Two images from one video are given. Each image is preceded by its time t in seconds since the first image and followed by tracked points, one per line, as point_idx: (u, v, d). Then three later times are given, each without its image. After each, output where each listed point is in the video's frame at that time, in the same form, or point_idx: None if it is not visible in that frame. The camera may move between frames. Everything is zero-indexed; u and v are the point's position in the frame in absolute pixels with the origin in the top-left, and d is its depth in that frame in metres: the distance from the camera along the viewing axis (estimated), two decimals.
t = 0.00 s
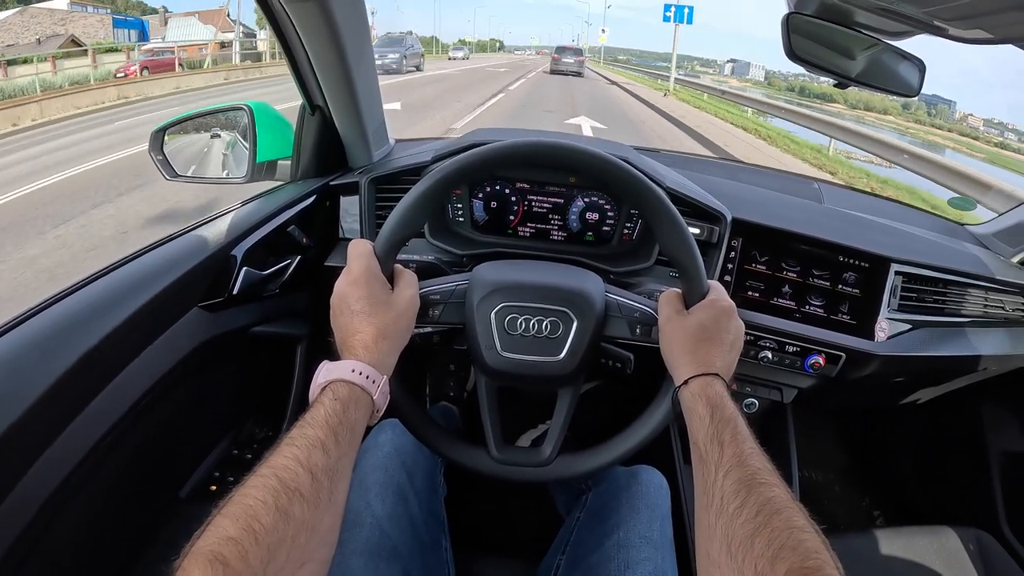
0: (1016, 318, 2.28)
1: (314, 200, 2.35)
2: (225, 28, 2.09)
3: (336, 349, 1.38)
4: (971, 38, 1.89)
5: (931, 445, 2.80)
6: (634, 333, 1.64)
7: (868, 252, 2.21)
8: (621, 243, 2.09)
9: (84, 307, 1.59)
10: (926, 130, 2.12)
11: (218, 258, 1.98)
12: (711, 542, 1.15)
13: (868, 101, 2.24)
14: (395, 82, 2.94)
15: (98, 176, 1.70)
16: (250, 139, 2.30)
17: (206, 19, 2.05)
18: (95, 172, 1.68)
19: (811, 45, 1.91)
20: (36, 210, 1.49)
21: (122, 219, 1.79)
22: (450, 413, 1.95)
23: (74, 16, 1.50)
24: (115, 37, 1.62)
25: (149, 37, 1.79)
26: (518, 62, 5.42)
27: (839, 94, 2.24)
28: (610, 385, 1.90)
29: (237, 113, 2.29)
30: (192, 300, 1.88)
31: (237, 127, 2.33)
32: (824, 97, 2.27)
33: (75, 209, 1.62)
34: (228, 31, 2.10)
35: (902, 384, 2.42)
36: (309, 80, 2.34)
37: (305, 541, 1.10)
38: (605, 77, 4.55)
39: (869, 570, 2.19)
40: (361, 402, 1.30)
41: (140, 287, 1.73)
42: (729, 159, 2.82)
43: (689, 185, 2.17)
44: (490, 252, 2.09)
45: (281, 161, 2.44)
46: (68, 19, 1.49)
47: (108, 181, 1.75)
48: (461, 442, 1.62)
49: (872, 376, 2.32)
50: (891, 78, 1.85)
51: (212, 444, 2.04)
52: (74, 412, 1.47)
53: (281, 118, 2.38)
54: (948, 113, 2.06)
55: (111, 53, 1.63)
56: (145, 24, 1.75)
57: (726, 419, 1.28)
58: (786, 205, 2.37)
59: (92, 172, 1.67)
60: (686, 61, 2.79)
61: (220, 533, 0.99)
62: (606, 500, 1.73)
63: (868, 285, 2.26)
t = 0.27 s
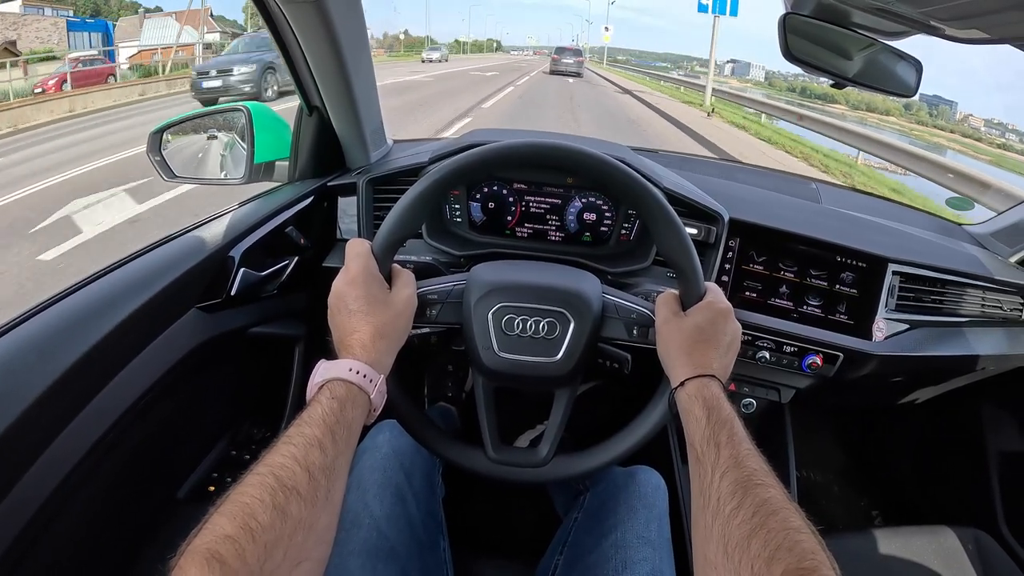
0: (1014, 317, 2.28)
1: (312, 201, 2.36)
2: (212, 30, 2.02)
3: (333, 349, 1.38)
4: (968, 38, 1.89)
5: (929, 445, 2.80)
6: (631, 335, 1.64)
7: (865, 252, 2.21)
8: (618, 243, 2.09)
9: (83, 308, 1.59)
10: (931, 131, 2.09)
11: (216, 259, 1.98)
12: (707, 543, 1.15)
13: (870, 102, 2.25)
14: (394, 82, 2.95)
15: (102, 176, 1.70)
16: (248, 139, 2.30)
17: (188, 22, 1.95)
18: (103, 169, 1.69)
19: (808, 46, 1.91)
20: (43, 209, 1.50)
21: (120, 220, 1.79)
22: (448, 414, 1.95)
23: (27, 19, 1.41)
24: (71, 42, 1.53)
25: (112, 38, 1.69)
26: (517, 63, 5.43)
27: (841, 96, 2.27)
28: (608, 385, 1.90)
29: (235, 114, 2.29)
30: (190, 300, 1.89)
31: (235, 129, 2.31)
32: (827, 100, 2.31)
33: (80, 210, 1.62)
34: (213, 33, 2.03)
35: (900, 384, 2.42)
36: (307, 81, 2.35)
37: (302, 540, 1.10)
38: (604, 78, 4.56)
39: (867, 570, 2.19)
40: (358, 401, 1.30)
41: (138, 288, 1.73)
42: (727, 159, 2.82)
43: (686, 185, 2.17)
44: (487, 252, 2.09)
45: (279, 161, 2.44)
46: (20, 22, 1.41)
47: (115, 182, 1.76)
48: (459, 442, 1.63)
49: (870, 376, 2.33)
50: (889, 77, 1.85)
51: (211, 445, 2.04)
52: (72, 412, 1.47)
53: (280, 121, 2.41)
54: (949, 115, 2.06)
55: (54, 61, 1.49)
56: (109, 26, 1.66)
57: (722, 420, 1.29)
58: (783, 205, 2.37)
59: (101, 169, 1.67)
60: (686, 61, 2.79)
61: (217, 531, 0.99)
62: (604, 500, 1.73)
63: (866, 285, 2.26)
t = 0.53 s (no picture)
0: (1012, 317, 2.29)
1: (310, 201, 2.36)
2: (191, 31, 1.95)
3: (332, 346, 1.38)
4: (964, 39, 1.89)
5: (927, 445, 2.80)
6: (629, 337, 1.64)
7: (862, 252, 2.21)
8: (616, 244, 2.09)
9: (82, 309, 1.60)
10: (935, 132, 2.11)
11: (215, 260, 1.98)
12: (705, 547, 1.15)
13: (872, 103, 2.28)
14: (393, 83, 2.95)
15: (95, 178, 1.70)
16: (246, 140, 2.30)
17: (167, 22, 1.87)
18: (93, 173, 1.68)
19: (805, 47, 1.91)
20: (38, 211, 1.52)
21: (119, 220, 1.79)
22: (446, 414, 1.96)
23: None
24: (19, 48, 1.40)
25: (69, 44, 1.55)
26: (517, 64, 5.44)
27: (842, 96, 2.32)
28: (606, 386, 1.91)
29: (233, 115, 2.29)
30: (189, 301, 1.89)
31: (234, 129, 2.33)
32: (827, 100, 2.35)
33: (76, 212, 1.63)
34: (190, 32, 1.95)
35: (898, 384, 2.42)
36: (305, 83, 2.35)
37: (301, 538, 1.10)
38: (604, 78, 4.57)
39: (865, 569, 2.20)
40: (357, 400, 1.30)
41: (136, 289, 1.74)
42: (726, 159, 2.83)
43: (684, 186, 2.18)
44: (485, 253, 2.09)
45: (278, 162, 2.44)
46: None
47: (107, 183, 1.76)
48: (457, 443, 1.63)
49: (868, 376, 2.33)
50: (885, 77, 1.86)
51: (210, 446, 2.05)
52: (71, 413, 1.48)
53: (278, 121, 2.39)
54: (950, 116, 2.08)
55: None
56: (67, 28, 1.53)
57: (720, 423, 1.29)
58: (781, 205, 2.38)
59: (89, 173, 1.67)
60: (684, 62, 2.79)
61: (217, 528, 0.99)
62: (602, 500, 1.73)
63: (863, 285, 2.26)
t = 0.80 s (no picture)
0: (1012, 313, 2.28)
1: (307, 199, 2.35)
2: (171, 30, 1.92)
3: (329, 342, 1.37)
4: (965, 33, 1.88)
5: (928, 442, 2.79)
6: (628, 334, 1.64)
7: (862, 248, 2.20)
8: (614, 241, 2.08)
9: (77, 307, 1.59)
10: (939, 134, 2.07)
11: (211, 257, 1.97)
12: (703, 548, 1.14)
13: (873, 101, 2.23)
14: (391, 80, 2.94)
15: (91, 177, 1.69)
16: (243, 138, 2.29)
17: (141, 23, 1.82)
18: (88, 173, 1.66)
19: (805, 41, 1.91)
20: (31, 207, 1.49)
21: (115, 218, 1.78)
22: (445, 412, 1.95)
23: None
24: None
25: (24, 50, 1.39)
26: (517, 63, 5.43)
27: (846, 95, 2.26)
28: (604, 383, 1.90)
29: (230, 112, 2.28)
30: (185, 299, 1.88)
31: (231, 127, 2.33)
32: (829, 99, 2.28)
33: (75, 210, 1.62)
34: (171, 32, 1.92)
35: (898, 380, 2.41)
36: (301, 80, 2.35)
37: (296, 536, 1.09)
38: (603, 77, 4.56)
39: (866, 567, 2.18)
40: (353, 396, 1.29)
41: (131, 288, 1.72)
42: (725, 156, 2.82)
43: (682, 182, 2.17)
44: (483, 250, 2.08)
45: (275, 160, 2.43)
46: None
47: (104, 181, 1.75)
48: (455, 440, 1.62)
49: (868, 373, 2.32)
50: (884, 72, 1.84)
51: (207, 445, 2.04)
52: (66, 412, 1.47)
53: (275, 117, 2.38)
54: (950, 115, 2.05)
55: None
56: (22, 32, 1.37)
57: (718, 423, 1.28)
58: (780, 201, 2.36)
59: (87, 172, 1.65)
60: (682, 61, 2.78)
61: (210, 526, 0.98)
62: (601, 498, 1.72)
63: (863, 281, 2.25)
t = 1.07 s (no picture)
0: (1011, 314, 2.29)
1: (308, 202, 2.36)
2: (148, 32, 1.82)
3: (331, 345, 1.38)
4: (961, 35, 1.89)
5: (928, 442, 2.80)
6: (627, 337, 1.65)
7: (861, 250, 2.21)
8: (614, 243, 2.09)
9: (79, 312, 1.59)
10: (943, 135, 2.06)
11: (212, 262, 1.98)
12: (703, 548, 1.15)
13: (875, 102, 2.22)
14: (391, 83, 2.95)
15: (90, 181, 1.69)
16: (243, 142, 2.30)
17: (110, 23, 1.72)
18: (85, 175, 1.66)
19: (801, 43, 1.91)
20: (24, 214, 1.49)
21: (116, 223, 1.79)
22: (445, 415, 1.98)
23: None
24: None
25: None
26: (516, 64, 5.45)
27: (847, 95, 2.25)
28: (604, 385, 1.90)
29: (230, 117, 2.28)
30: (186, 303, 1.89)
31: (231, 131, 2.33)
32: (830, 100, 2.28)
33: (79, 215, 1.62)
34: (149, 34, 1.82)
35: (897, 381, 2.42)
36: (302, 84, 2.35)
37: (299, 538, 1.10)
38: (603, 78, 4.57)
39: (866, 568, 2.19)
40: (355, 400, 1.30)
41: (133, 292, 1.73)
42: (724, 158, 2.83)
43: (682, 184, 2.17)
44: (483, 253, 2.09)
45: (275, 163, 2.44)
46: None
47: (103, 183, 1.76)
48: (456, 443, 1.63)
49: (867, 374, 2.33)
50: (882, 75, 1.85)
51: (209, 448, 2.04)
52: (69, 415, 1.48)
53: (274, 122, 2.40)
54: (951, 114, 2.03)
55: None
56: None
57: (718, 425, 1.29)
58: (780, 203, 2.37)
59: (84, 173, 1.66)
60: (682, 61, 2.79)
61: (215, 529, 0.99)
62: (602, 500, 1.73)
63: (862, 283, 2.26)
